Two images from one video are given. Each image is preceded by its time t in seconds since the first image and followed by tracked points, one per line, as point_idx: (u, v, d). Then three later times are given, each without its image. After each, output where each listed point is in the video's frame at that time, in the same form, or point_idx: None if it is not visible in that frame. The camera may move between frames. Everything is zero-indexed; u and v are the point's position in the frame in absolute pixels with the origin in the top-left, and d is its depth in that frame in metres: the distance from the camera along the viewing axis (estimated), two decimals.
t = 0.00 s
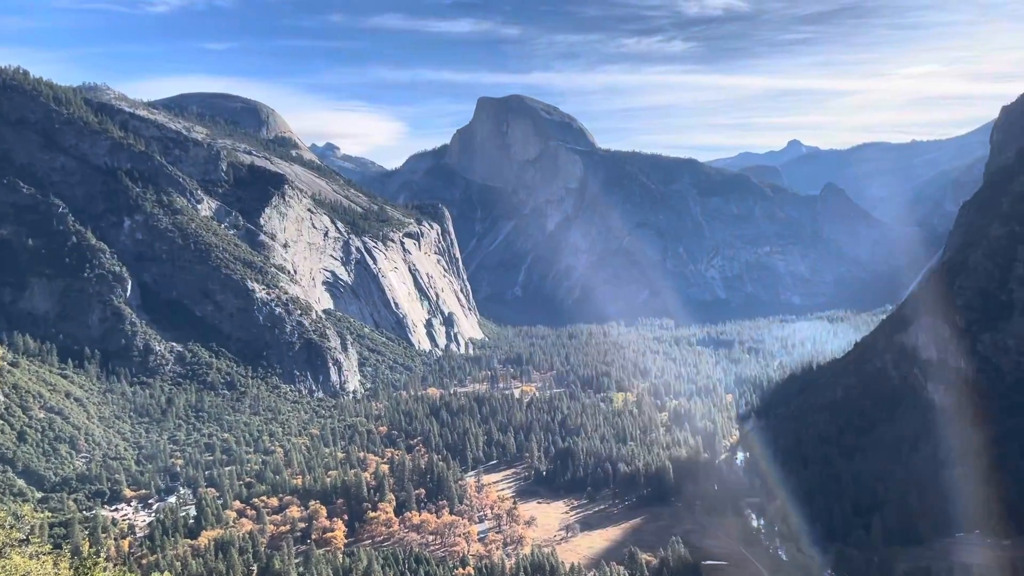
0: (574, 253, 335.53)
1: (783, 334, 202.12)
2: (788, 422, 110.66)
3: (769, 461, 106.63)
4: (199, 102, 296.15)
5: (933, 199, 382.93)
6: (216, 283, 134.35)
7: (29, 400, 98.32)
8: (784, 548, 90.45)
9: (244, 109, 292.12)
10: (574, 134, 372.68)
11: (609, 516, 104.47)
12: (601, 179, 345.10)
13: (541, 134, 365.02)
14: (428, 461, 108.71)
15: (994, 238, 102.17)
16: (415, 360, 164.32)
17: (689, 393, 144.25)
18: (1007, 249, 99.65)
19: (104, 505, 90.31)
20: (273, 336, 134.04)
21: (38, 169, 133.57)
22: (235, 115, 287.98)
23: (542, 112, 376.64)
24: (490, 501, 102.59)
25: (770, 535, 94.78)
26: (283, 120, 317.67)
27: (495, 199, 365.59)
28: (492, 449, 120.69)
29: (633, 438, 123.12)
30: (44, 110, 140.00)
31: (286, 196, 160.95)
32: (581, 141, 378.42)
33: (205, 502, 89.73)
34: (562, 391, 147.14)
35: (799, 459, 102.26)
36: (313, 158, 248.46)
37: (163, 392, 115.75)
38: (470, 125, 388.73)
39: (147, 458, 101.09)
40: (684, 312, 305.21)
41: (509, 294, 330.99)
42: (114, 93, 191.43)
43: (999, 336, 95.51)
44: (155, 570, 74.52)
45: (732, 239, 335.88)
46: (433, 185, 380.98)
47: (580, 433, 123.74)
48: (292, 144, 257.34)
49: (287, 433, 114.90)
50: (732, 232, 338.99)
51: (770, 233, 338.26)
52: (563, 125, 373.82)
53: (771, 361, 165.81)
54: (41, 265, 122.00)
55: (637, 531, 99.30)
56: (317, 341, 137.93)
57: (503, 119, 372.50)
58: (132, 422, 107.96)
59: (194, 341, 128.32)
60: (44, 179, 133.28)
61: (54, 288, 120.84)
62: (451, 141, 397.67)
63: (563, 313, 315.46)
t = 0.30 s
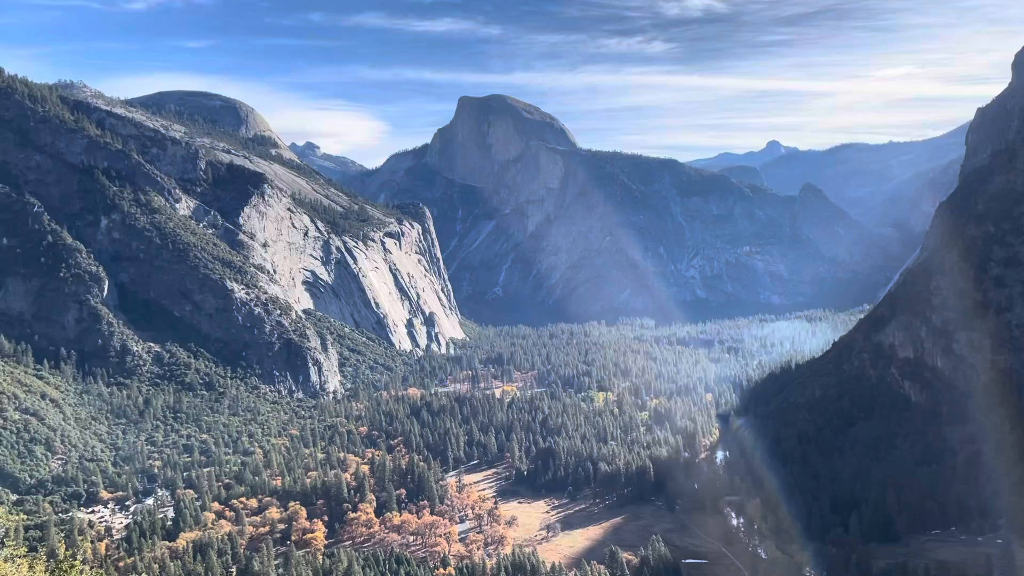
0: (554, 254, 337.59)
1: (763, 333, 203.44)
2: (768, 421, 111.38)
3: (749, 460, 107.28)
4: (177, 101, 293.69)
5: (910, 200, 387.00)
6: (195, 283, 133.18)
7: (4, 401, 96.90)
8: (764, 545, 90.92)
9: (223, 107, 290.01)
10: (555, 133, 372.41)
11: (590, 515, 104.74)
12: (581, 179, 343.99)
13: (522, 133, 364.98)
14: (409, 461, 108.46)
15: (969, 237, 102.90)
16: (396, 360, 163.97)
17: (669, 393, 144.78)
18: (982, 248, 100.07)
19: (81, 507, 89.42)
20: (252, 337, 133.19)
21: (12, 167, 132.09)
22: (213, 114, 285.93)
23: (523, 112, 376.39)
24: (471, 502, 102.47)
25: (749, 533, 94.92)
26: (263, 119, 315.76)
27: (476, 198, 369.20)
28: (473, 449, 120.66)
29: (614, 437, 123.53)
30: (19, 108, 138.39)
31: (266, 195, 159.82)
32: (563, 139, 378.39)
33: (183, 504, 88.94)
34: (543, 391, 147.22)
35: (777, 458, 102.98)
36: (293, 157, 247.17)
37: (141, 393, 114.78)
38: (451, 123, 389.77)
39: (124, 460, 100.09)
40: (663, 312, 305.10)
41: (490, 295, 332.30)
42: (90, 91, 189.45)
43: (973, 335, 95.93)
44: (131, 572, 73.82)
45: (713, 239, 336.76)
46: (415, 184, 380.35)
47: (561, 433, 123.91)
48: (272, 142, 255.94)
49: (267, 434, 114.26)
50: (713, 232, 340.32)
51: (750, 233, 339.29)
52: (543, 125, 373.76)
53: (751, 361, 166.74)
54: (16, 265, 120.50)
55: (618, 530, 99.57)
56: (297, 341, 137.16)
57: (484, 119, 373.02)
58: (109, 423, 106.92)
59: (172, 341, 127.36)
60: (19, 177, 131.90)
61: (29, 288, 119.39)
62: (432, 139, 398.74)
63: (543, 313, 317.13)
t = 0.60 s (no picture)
0: (533, 253, 339.08)
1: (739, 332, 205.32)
2: (745, 419, 112.31)
3: (726, 457, 107.87)
4: (152, 98, 290.65)
5: (884, 200, 392.02)
6: (170, 282, 131.84)
7: None
8: (740, 542, 91.48)
9: (199, 105, 287.40)
10: (534, 133, 374.10)
11: (569, 514, 105.07)
12: (559, 180, 346.47)
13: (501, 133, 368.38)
14: (388, 462, 108.21)
15: (942, 237, 105.41)
16: (374, 360, 163.52)
17: (647, 392, 145.47)
18: (954, 249, 102.99)
19: (55, 510, 88.36)
20: (229, 337, 132.13)
21: None
22: (189, 112, 283.26)
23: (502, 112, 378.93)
24: (450, 502, 102.45)
25: (727, 531, 95.46)
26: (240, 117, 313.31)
27: (455, 198, 367.20)
28: (452, 449, 120.73)
29: (593, 436, 124.02)
30: None
31: (243, 195, 158.51)
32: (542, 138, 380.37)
33: (158, 506, 88.08)
34: (522, 390, 147.36)
35: (755, 455, 103.89)
36: (270, 156, 245.60)
37: (115, 394, 113.56)
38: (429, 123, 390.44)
39: (98, 462, 98.89)
40: (640, 312, 307.57)
41: (468, 295, 331.19)
42: (63, 88, 186.99)
43: (948, 334, 98.82)
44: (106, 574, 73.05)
45: (690, 239, 337.72)
46: (394, 184, 379.26)
47: (540, 432, 124.12)
48: (248, 141, 254.01)
49: (244, 435, 113.48)
50: (690, 231, 341.44)
51: (727, 233, 341.46)
52: (522, 125, 375.07)
53: (728, 360, 167.87)
54: None
55: (597, 529, 99.97)
56: (274, 342, 136.26)
57: (463, 119, 374.50)
58: (83, 425, 105.60)
59: (147, 341, 126.10)
60: None
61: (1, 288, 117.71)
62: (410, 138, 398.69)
63: (522, 312, 317.15)
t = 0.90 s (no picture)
0: (509, 252, 339.18)
1: (712, 331, 206.90)
2: (719, 417, 113.28)
3: (700, 455, 108.60)
4: (121, 96, 286.77)
5: (854, 200, 397.07)
6: (141, 283, 130.22)
7: None
8: (714, 539, 91.99)
9: (170, 103, 284.15)
10: (509, 133, 376.86)
11: (545, 513, 105.36)
12: (535, 179, 348.37)
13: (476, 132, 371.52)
14: (363, 462, 107.73)
15: (911, 237, 107.28)
16: (349, 361, 162.74)
17: (623, 391, 146.16)
18: (922, 249, 105.05)
19: (23, 514, 87.01)
20: (201, 338, 130.84)
21: None
22: (160, 110, 279.93)
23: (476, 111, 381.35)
24: (426, 502, 102.33)
25: (701, 528, 96.22)
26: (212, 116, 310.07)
27: (431, 198, 369.32)
28: (428, 449, 120.60)
29: (569, 435, 124.39)
30: None
31: (215, 194, 156.87)
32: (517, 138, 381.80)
33: (130, 508, 86.97)
34: (498, 390, 147.40)
35: (729, 453, 104.86)
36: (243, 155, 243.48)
37: (85, 396, 111.90)
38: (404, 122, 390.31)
39: (68, 465, 97.36)
40: (616, 311, 309.15)
41: (444, 294, 329.28)
42: (30, 85, 183.90)
43: (916, 332, 100.38)
44: None
45: (665, 239, 339.36)
46: (368, 184, 377.97)
47: (516, 432, 124.26)
48: (221, 140, 251.59)
49: (217, 437, 112.43)
50: (664, 231, 343.18)
51: (701, 233, 343.35)
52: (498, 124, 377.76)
53: (702, 359, 169.14)
54: None
55: (573, 527, 100.26)
56: (248, 342, 135.06)
57: (439, 118, 376.32)
58: (52, 427, 103.86)
59: (117, 343, 124.41)
60: None
61: None
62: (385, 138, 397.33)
63: (498, 312, 316.61)
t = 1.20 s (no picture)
0: (480, 252, 338.03)
1: (682, 331, 208.43)
2: (690, 416, 114.32)
3: (670, 453, 109.00)
4: (85, 93, 281.86)
5: (822, 201, 402.55)
6: (106, 283, 128.03)
7: None
8: (684, 537, 92.47)
9: (135, 100, 280.03)
10: (480, 132, 376.87)
11: (516, 513, 105.26)
12: (506, 180, 345.25)
13: (447, 130, 370.11)
14: (333, 464, 106.80)
15: (876, 238, 108.86)
16: (319, 362, 161.42)
17: (594, 390, 146.65)
18: (888, 249, 106.65)
19: None
20: (167, 339, 129.00)
21: None
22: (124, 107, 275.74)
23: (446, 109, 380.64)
24: (397, 503, 101.75)
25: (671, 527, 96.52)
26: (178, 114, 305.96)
27: (401, 198, 368.13)
28: (399, 450, 120.07)
29: (540, 435, 124.47)
30: None
31: (181, 193, 154.38)
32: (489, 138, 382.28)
33: (94, 512, 85.39)
34: (470, 390, 147.15)
35: (699, 451, 105.55)
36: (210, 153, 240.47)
37: (48, 398, 109.56)
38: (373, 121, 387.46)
39: (30, 468, 95.25)
40: (587, 311, 310.42)
41: (415, 294, 327.71)
42: None
43: (882, 331, 101.81)
44: None
45: (635, 239, 341.11)
46: (338, 184, 375.23)
47: (487, 432, 124.05)
48: (187, 138, 248.24)
49: (183, 439, 110.89)
50: (635, 231, 344.81)
51: (671, 234, 345.56)
52: (469, 123, 377.03)
53: (672, 358, 170.27)
54: None
55: (543, 527, 100.20)
56: (215, 343, 133.28)
57: (410, 117, 374.07)
58: (13, 429, 101.46)
59: (81, 344, 122.06)
60: None
61: None
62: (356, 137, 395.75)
63: (469, 311, 316.03)
